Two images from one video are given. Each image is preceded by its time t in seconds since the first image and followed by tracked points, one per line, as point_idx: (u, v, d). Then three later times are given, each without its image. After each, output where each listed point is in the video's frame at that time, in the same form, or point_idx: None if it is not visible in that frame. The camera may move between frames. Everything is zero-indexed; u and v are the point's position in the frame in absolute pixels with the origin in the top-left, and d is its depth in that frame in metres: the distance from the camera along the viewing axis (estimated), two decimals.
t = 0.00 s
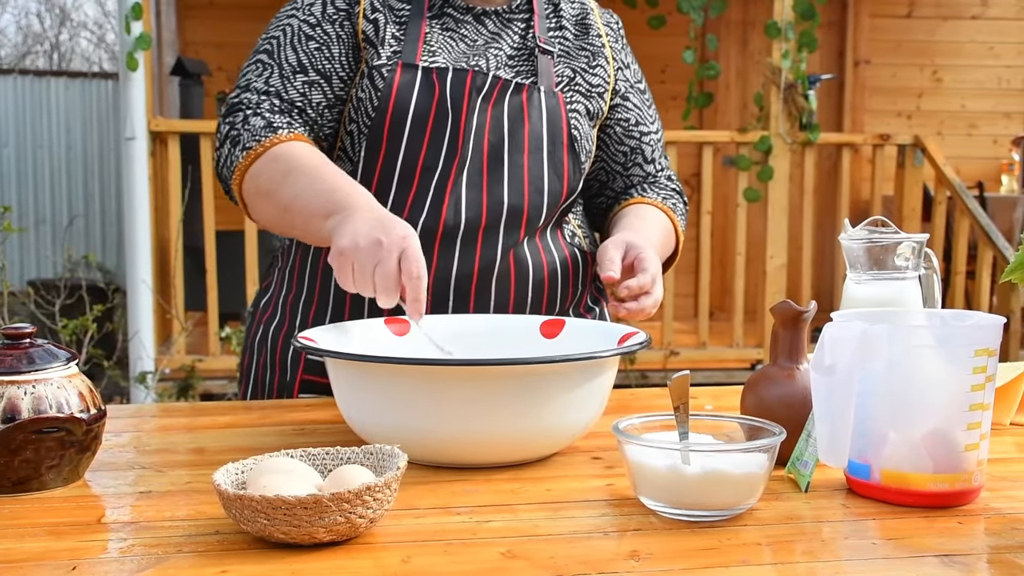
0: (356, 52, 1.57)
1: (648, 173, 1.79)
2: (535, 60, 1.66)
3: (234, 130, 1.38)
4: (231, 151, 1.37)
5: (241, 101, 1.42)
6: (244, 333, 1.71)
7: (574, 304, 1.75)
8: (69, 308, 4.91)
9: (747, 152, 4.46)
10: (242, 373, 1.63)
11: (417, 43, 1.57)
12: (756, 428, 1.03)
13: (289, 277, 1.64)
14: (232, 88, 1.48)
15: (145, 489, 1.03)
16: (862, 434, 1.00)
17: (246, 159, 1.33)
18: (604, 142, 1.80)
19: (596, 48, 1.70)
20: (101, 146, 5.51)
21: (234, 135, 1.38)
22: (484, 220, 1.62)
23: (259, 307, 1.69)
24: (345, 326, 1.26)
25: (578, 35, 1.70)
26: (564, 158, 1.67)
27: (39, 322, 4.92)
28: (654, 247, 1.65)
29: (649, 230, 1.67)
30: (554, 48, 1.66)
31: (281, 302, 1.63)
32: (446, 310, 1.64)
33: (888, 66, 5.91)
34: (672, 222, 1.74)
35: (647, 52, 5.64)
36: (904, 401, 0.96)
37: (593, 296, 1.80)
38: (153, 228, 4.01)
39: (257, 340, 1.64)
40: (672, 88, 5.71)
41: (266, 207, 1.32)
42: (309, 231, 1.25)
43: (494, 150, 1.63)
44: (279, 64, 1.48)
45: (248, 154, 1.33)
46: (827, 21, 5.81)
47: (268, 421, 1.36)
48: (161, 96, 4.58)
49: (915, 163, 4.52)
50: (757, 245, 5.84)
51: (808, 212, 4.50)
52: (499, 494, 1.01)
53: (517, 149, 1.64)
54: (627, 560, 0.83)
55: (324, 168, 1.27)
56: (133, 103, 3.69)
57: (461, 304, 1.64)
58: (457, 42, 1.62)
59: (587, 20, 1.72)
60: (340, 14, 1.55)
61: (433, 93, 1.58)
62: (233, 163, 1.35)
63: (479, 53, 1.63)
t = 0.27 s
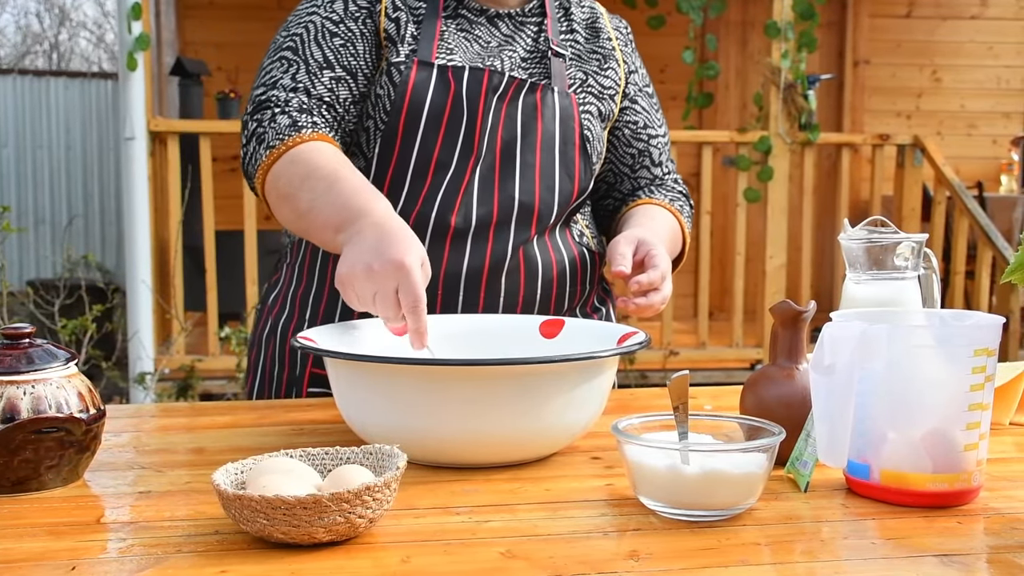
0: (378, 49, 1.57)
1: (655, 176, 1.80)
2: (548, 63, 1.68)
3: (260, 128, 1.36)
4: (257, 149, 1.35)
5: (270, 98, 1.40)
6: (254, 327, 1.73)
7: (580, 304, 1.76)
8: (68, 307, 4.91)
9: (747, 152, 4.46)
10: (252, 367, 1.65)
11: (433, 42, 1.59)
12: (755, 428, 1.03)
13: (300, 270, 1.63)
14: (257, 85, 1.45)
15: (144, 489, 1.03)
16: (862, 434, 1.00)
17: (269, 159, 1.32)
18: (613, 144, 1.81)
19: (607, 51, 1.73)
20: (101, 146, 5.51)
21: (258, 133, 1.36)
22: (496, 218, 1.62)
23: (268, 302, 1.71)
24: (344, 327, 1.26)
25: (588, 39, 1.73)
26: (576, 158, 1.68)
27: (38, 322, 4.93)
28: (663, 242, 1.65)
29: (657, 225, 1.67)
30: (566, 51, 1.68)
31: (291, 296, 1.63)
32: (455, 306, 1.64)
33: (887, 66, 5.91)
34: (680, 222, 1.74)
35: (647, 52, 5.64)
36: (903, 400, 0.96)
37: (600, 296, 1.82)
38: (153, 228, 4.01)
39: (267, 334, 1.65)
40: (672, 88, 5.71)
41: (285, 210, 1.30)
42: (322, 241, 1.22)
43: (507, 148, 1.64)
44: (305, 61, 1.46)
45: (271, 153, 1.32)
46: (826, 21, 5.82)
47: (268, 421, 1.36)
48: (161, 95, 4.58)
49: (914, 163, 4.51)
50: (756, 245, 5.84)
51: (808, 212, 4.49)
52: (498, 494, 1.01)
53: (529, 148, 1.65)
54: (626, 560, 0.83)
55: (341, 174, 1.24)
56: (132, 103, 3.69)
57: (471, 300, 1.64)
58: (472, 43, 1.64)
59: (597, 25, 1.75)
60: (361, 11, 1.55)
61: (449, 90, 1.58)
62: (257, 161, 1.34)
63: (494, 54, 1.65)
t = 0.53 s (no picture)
0: (390, 46, 1.59)
1: (661, 178, 1.80)
2: (556, 64, 1.68)
3: (272, 120, 1.37)
4: (267, 140, 1.35)
5: (283, 90, 1.40)
6: (259, 324, 1.73)
7: (587, 304, 1.76)
8: (67, 308, 4.90)
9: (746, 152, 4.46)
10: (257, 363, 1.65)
11: (443, 42, 1.59)
12: (755, 428, 1.03)
13: (307, 267, 1.64)
14: (271, 76, 1.46)
15: (143, 489, 1.03)
16: (861, 434, 1.00)
17: (277, 150, 1.32)
18: (619, 147, 1.81)
19: (614, 53, 1.73)
20: (100, 146, 5.51)
21: (270, 123, 1.36)
22: (504, 216, 1.63)
23: (274, 299, 1.71)
24: (343, 327, 1.26)
25: (596, 41, 1.74)
26: (583, 158, 1.69)
27: (38, 323, 4.93)
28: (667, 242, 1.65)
29: (661, 225, 1.68)
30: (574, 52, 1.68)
31: (297, 293, 1.63)
32: (463, 305, 1.63)
33: (887, 66, 5.91)
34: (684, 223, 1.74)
35: (647, 52, 5.65)
36: (902, 400, 0.96)
37: (605, 297, 1.81)
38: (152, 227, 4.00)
39: (272, 332, 1.65)
40: (672, 88, 5.72)
41: (291, 204, 1.30)
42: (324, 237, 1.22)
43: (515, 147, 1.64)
44: (320, 54, 1.47)
45: (280, 144, 1.32)
46: (825, 21, 5.82)
47: (267, 421, 1.36)
48: (160, 96, 4.58)
49: (914, 163, 4.51)
50: (756, 245, 5.84)
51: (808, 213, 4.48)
52: (498, 494, 1.01)
53: (538, 148, 1.65)
54: (625, 559, 0.83)
55: (344, 168, 1.24)
56: (132, 103, 3.69)
57: (478, 298, 1.64)
58: (481, 44, 1.64)
59: (605, 27, 1.75)
60: (376, 9, 1.57)
61: (459, 89, 1.59)
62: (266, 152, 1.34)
63: (504, 55, 1.65)
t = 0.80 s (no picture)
0: (394, 46, 1.59)
1: (664, 179, 1.80)
2: (560, 65, 1.68)
3: (278, 117, 1.37)
4: (273, 137, 1.35)
5: (288, 87, 1.40)
6: (261, 323, 1.73)
7: (589, 303, 1.76)
8: (67, 308, 4.90)
9: (744, 152, 4.45)
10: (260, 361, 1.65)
11: (446, 43, 1.59)
12: (754, 427, 1.03)
13: (310, 264, 1.64)
14: (275, 74, 1.46)
15: (142, 489, 1.03)
16: (860, 434, 1.00)
17: (282, 148, 1.32)
18: (622, 148, 1.81)
19: (618, 54, 1.73)
20: (99, 147, 5.51)
21: (275, 121, 1.36)
22: (507, 217, 1.63)
23: (277, 298, 1.71)
24: (342, 328, 1.26)
25: (599, 42, 1.74)
26: (587, 159, 1.68)
27: (37, 323, 4.93)
28: (669, 241, 1.65)
29: (663, 225, 1.68)
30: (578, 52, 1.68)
31: (300, 291, 1.63)
32: (465, 304, 1.63)
33: (886, 66, 5.91)
34: (687, 224, 1.74)
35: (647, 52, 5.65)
36: (901, 400, 0.96)
37: (607, 297, 1.82)
38: (152, 228, 4.00)
39: (275, 330, 1.65)
40: (671, 88, 5.72)
41: (294, 202, 1.30)
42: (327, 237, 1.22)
43: (519, 148, 1.64)
44: (325, 52, 1.47)
45: (285, 142, 1.32)
46: (825, 21, 5.81)
47: (266, 421, 1.36)
48: (159, 95, 4.58)
49: (914, 163, 4.51)
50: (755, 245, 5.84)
51: (808, 212, 4.49)
52: (497, 494, 1.01)
53: (541, 149, 1.65)
54: (625, 559, 0.83)
55: (349, 167, 1.24)
56: (131, 103, 3.69)
57: (480, 297, 1.64)
58: (484, 44, 1.64)
59: (608, 28, 1.76)
60: (381, 8, 1.57)
61: (462, 89, 1.59)
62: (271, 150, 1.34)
63: (507, 55, 1.65)
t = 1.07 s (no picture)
0: (394, 46, 1.58)
1: (665, 178, 1.80)
2: (560, 64, 1.68)
3: (276, 123, 1.37)
4: (271, 143, 1.35)
5: (288, 91, 1.40)
6: (262, 323, 1.73)
7: (590, 303, 1.76)
8: (66, 308, 4.90)
9: (744, 152, 4.45)
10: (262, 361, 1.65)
11: (446, 42, 1.59)
12: (753, 427, 1.03)
13: (310, 265, 1.64)
14: (275, 77, 1.46)
15: (141, 489, 1.03)
16: (859, 434, 1.00)
17: (280, 152, 1.32)
18: (623, 148, 1.81)
19: (618, 53, 1.73)
20: (98, 147, 5.51)
21: (274, 126, 1.36)
22: (507, 216, 1.63)
23: (278, 297, 1.71)
24: (342, 329, 1.26)
25: (599, 42, 1.74)
26: (587, 158, 1.68)
27: (36, 323, 4.93)
28: (669, 240, 1.65)
29: (664, 223, 1.69)
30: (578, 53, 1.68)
31: (301, 292, 1.63)
32: (465, 304, 1.63)
33: (885, 66, 5.91)
34: (688, 224, 1.75)
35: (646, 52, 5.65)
36: (900, 400, 0.96)
37: (608, 297, 1.82)
38: (150, 228, 4.00)
39: (277, 330, 1.65)
40: (670, 88, 5.72)
41: (291, 207, 1.30)
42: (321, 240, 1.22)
43: (518, 147, 1.64)
44: (325, 54, 1.47)
45: (283, 147, 1.32)
46: (824, 21, 5.81)
47: (266, 421, 1.35)
48: (158, 95, 4.58)
49: (913, 163, 4.52)
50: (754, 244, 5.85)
51: (807, 212, 4.50)
52: (496, 493, 1.01)
53: (541, 148, 1.65)
54: (623, 559, 0.83)
55: (343, 171, 1.24)
56: (130, 103, 3.69)
57: (480, 297, 1.64)
58: (485, 43, 1.64)
59: (609, 28, 1.76)
60: (381, 8, 1.57)
61: (462, 89, 1.59)
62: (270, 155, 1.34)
63: (508, 54, 1.65)
